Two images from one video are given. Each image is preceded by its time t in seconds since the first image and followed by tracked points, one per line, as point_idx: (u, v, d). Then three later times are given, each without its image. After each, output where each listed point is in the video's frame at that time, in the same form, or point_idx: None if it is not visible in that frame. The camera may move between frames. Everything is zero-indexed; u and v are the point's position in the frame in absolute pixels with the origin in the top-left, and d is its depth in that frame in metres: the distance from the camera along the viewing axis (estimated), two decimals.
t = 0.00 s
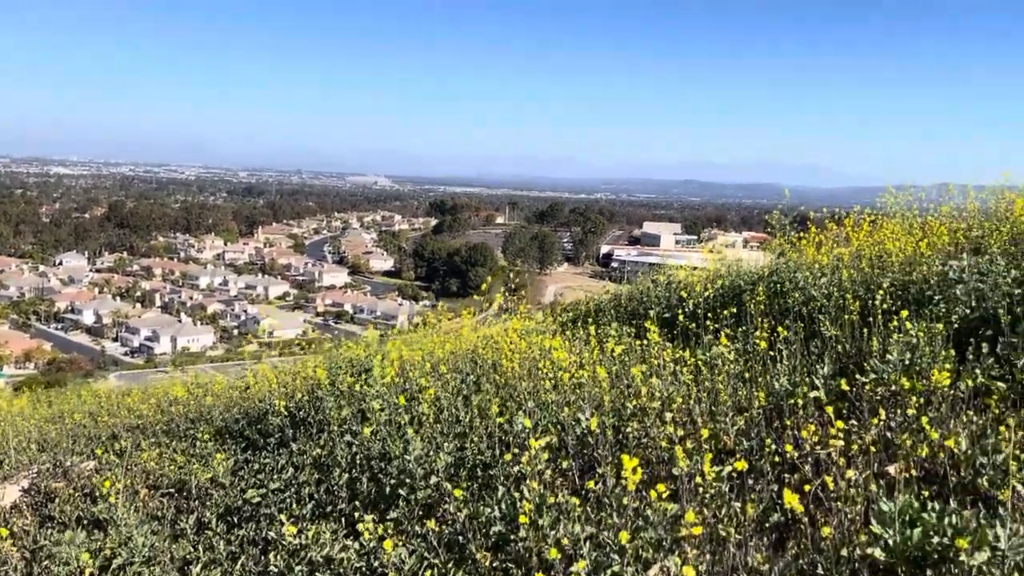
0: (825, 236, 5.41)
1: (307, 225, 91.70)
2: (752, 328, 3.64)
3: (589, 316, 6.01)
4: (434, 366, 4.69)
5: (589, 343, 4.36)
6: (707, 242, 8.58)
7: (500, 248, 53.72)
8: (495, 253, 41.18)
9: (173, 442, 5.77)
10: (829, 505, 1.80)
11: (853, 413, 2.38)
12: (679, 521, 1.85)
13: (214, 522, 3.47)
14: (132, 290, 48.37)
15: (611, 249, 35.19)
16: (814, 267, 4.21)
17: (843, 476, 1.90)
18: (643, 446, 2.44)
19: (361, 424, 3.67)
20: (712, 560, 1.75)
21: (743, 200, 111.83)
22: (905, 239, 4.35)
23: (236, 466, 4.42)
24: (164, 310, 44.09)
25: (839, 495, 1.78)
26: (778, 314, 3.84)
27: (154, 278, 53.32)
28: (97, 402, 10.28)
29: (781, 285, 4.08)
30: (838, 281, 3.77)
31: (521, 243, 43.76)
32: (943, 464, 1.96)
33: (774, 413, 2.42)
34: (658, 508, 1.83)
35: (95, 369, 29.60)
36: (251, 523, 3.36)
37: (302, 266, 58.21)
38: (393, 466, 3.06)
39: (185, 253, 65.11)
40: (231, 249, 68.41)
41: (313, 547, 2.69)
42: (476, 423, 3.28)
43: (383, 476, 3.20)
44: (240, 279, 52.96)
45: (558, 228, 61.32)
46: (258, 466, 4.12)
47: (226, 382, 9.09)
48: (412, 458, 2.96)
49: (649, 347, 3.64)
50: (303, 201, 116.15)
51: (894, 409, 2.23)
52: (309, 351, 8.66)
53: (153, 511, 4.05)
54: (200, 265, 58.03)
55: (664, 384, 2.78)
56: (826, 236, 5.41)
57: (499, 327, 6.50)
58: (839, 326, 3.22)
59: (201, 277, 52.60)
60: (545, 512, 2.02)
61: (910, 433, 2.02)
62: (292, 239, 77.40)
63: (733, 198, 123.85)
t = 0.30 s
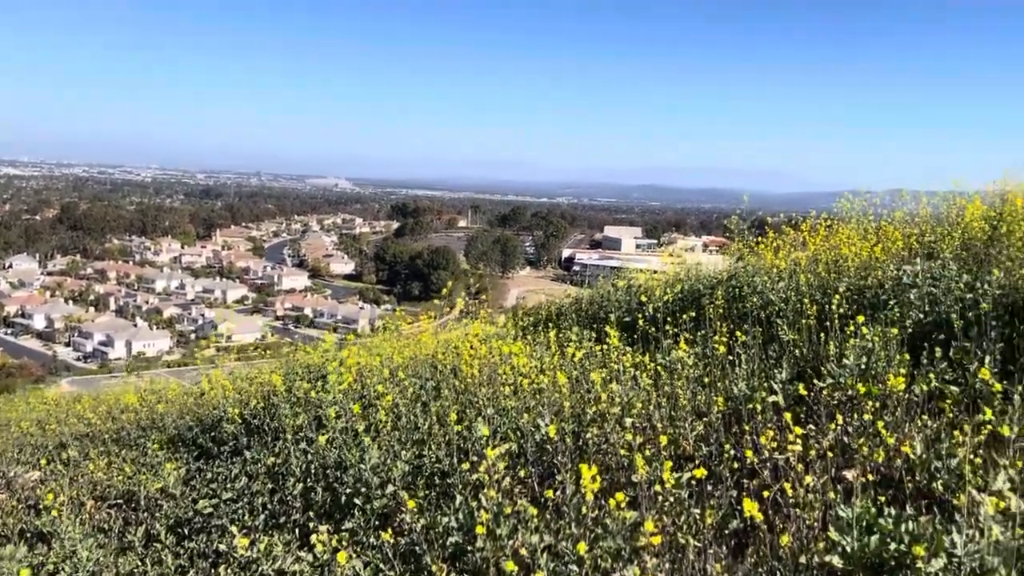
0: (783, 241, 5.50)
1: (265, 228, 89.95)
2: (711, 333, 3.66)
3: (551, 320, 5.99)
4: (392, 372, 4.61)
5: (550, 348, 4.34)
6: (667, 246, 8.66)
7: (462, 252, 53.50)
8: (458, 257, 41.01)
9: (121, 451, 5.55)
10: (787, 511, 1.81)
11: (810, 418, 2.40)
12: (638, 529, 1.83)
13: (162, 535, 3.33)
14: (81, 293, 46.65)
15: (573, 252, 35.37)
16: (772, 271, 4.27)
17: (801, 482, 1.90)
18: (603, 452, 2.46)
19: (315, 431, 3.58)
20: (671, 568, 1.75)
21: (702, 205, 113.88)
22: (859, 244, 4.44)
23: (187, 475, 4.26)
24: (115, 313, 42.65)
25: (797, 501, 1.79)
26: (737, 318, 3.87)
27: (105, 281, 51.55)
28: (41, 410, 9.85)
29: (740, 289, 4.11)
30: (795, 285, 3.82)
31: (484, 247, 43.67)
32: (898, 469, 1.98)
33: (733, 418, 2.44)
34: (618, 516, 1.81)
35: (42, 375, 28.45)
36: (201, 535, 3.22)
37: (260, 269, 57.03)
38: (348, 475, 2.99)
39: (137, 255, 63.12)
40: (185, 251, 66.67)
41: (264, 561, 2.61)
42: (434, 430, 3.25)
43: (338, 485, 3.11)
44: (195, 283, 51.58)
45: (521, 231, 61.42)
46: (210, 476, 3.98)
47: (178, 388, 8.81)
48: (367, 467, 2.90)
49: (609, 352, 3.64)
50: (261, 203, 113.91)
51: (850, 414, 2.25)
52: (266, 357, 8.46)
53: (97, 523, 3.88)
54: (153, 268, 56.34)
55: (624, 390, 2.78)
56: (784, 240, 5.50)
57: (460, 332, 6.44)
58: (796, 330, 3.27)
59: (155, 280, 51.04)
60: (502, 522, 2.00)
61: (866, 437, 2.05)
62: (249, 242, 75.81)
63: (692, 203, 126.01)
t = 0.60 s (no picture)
0: (742, 243, 5.57)
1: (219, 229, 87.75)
2: (672, 335, 3.68)
3: (512, 322, 5.96)
4: (350, 377, 4.52)
5: (511, 351, 4.31)
6: (627, 248, 8.72)
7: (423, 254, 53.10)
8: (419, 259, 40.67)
9: (63, 462, 5.29)
10: (751, 516, 1.81)
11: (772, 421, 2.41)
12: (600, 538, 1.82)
13: (104, 549, 3.16)
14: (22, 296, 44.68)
15: (534, 255, 35.44)
16: (731, 273, 4.32)
17: (765, 486, 1.91)
18: (564, 457, 2.44)
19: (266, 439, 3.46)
20: None
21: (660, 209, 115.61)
22: (816, 246, 4.52)
23: (133, 484, 4.07)
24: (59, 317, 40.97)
25: (761, 506, 1.79)
26: (697, 320, 3.91)
27: (49, 283, 49.50)
28: None
29: (700, 292, 4.15)
30: (754, 286, 3.87)
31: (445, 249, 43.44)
32: (860, 472, 2.00)
33: (695, 421, 2.46)
34: (581, 524, 1.79)
35: None
36: (146, 549, 3.07)
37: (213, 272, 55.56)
38: (301, 484, 2.88)
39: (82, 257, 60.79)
40: (135, 252, 64.48)
41: None
42: (392, 436, 3.17)
43: (292, 494, 3.00)
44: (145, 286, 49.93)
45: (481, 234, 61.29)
46: (157, 486, 3.81)
47: (126, 394, 8.48)
48: (322, 475, 2.81)
49: (570, 355, 3.63)
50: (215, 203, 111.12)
51: (812, 416, 2.28)
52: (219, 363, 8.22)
53: (35, 538, 3.67)
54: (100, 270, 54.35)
55: (585, 393, 2.77)
56: (744, 243, 5.58)
57: (419, 335, 6.35)
58: (756, 332, 3.31)
59: (101, 282, 49.24)
60: (461, 531, 1.97)
61: (828, 440, 2.07)
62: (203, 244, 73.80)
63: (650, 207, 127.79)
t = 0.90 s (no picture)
0: (702, 244, 5.64)
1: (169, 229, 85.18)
2: (633, 337, 3.70)
3: (472, 324, 5.92)
4: (305, 383, 4.42)
5: (471, 354, 4.27)
6: (586, 248, 8.76)
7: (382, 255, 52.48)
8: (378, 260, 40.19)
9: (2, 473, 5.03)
10: (718, 524, 1.82)
11: (735, 423, 2.49)
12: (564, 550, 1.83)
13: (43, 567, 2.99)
14: None
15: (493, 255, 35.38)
16: (691, 275, 4.36)
17: (731, 492, 1.94)
18: (526, 464, 2.45)
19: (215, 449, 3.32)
20: None
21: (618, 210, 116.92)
22: (774, 247, 4.60)
23: (77, 497, 3.88)
24: None
25: (727, 514, 1.81)
26: (657, 322, 3.94)
27: None
28: None
29: (660, 293, 4.18)
30: (715, 288, 3.91)
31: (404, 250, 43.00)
32: (825, 476, 2.04)
33: (659, 424, 2.53)
34: (545, 536, 1.79)
35: None
36: (88, 566, 2.91)
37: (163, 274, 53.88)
38: (254, 496, 2.77)
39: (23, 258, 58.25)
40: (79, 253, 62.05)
41: None
42: (348, 445, 3.09)
43: (244, 506, 2.88)
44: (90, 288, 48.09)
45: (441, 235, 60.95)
46: (103, 499, 3.64)
47: (69, 399, 8.12)
48: (275, 487, 2.70)
49: (532, 358, 3.61)
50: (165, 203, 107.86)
51: (777, 420, 2.33)
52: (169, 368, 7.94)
53: None
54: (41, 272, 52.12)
55: (547, 398, 2.78)
56: (704, 244, 5.65)
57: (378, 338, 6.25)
58: (718, 334, 3.34)
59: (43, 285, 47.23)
60: (420, 545, 1.98)
61: (794, 445, 2.11)
62: (153, 245, 71.61)
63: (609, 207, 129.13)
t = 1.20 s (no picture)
0: (665, 245, 5.70)
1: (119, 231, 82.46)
2: (598, 339, 3.72)
3: (435, 326, 5.87)
4: (265, 389, 4.31)
5: (435, 357, 4.24)
6: (550, 247, 8.77)
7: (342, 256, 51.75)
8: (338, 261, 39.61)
9: None
10: (689, 532, 1.84)
11: (702, 426, 2.53)
12: (533, 561, 1.82)
13: None
14: None
15: (456, 255, 35.19)
16: (655, 275, 4.40)
17: (700, 498, 1.96)
18: (491, 470, 2.43)
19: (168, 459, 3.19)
20: None
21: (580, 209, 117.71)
22: (735, 247, 4.67)
23: (23, 510, 3.71)
24: None
25: (697, 521, 1.83)
26: (622, 323, 3.96)
27: None
28: None
29: (625, 293, 4.20)
30: (678, 288, 3.95)
31: (366, 250, 42.42)
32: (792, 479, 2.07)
33: (626, 428, 2.56)
34: (515, 548, 1.79)
35: None
36: None
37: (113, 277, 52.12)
38: (210, 508, 2.67)
39: None
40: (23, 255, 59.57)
41: None
42: (309, 453, 3.01)
43: (200, 518, 2.77)
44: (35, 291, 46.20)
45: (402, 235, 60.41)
46: (51, 512, 3.48)
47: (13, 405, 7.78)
48: (232, 497, 2.61)
49: (498, 361, 3.59)
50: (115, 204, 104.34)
51: (743, 422, 2.36)
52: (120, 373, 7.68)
53: None
54: None
55: (513, 402, 2.77)
56: (666, 244, 5.71)
57: (338, 340, 6.15)
58: (682, 335, 3.38)
59: None
60: (383, 559, 1.97)
61: (761, 448, 2.14)
62: (103, 246, 69.19)
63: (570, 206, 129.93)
